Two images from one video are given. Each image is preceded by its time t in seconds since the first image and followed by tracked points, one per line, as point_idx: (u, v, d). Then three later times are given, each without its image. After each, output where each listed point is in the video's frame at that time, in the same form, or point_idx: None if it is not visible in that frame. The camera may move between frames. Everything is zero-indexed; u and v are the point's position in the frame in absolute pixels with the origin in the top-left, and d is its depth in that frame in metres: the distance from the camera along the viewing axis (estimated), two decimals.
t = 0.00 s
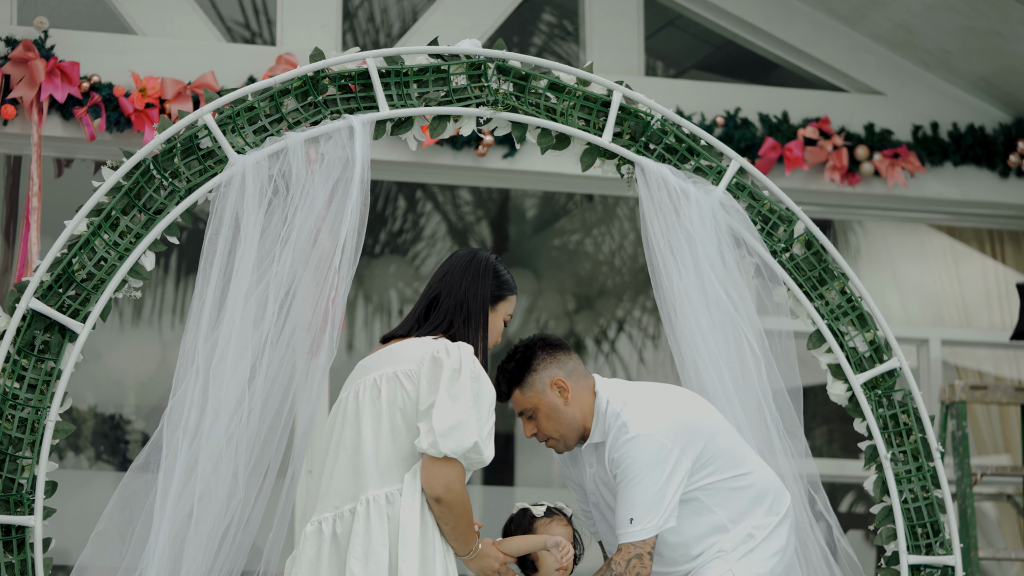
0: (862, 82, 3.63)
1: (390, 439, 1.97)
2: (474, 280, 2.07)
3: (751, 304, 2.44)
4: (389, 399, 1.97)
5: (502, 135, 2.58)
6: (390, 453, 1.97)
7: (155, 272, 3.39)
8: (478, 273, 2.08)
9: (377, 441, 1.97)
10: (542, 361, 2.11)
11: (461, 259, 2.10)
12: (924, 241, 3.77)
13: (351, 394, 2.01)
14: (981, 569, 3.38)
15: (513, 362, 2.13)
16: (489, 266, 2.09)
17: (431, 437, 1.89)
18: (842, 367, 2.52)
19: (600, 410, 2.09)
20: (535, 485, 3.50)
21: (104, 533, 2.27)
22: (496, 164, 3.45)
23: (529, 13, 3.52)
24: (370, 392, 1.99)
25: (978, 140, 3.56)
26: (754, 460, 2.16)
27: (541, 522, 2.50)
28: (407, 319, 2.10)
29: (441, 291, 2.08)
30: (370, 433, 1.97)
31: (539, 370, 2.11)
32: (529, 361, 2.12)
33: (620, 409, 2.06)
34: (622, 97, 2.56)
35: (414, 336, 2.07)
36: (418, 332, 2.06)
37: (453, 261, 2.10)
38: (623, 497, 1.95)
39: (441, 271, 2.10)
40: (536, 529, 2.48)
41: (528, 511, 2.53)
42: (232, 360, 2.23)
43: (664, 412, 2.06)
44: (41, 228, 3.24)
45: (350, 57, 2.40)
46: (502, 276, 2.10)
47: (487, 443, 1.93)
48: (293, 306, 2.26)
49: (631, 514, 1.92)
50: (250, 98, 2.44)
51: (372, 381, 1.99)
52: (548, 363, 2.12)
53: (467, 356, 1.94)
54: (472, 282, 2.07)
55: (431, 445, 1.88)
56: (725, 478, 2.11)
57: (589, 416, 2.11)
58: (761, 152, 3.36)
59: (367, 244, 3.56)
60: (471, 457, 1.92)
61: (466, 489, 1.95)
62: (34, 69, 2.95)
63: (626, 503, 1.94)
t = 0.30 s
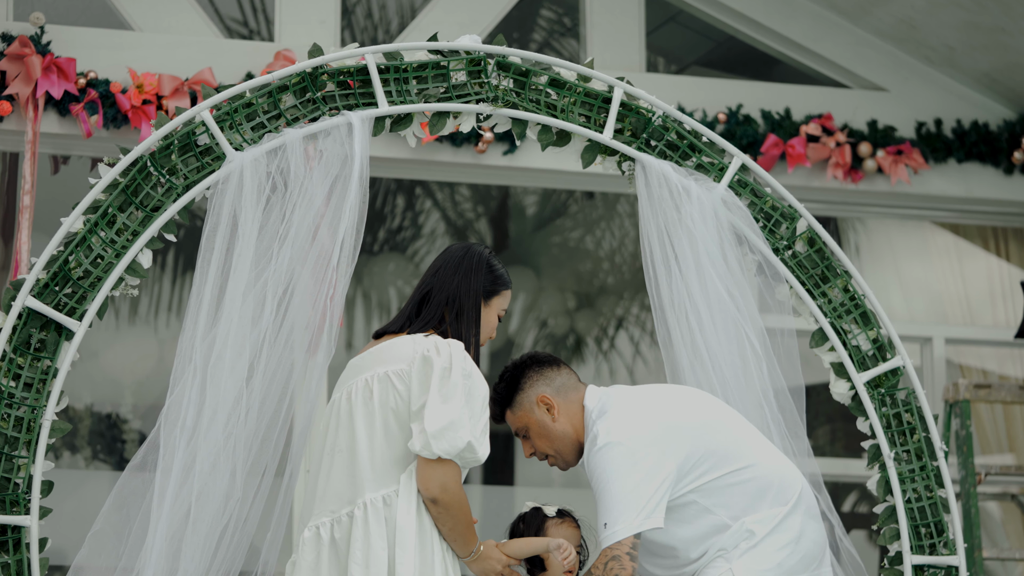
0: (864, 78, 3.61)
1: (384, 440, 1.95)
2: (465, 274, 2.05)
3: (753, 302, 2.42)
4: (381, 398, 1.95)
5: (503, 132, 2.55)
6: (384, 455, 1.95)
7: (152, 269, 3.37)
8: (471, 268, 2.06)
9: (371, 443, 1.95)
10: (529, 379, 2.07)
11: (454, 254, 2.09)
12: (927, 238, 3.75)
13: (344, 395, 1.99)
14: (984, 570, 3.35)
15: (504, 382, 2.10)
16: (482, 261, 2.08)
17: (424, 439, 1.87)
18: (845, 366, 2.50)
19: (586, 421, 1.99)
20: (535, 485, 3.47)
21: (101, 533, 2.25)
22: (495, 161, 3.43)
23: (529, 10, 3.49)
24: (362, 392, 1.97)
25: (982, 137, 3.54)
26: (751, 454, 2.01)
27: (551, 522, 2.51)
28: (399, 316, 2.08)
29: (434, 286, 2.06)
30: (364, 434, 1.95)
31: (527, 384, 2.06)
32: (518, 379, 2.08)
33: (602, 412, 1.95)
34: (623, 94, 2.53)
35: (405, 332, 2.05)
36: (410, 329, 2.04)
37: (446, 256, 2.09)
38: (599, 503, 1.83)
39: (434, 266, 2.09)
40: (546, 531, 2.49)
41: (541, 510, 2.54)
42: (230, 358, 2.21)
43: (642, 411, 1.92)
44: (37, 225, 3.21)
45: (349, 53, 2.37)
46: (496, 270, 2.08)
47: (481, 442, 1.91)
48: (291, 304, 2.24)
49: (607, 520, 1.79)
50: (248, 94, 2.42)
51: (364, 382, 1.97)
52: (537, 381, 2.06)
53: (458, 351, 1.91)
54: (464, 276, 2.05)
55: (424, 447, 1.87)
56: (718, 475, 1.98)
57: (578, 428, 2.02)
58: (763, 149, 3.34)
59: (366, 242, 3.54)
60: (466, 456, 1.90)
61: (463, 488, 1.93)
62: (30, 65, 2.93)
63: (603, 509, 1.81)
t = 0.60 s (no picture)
0: (868, 74, 3.58)
1: (375, 440, 1.94)
2: (455, 270, 2.03)
3: (755, 300, 2.40)
4: (372, 399, 1.94)
5: (503, 128, 2.53)
6: (375, 456, 1.93)
7: (149, 267, 3.34)
8: (461, 263, 2.04)
9: (362, 443, 1.94)
10: (544, 402, 2.09)
11: (445, 250, 2.07)
12: (931, 235, 3.73)
13: (335, 395, 1.98)
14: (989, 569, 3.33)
15: (519, 397, 2.12)
16: (472, 255, 2.05)
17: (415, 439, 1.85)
18: (848, 364, 2.48)
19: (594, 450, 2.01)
20: (535, 484, 3.45)
21: (97, 533, 2.23)
22: (495, 158, 3.39)
23: (529, 5, 3.47)
24: (353, 393, 1.95)
25: (986, 134, 3.52)
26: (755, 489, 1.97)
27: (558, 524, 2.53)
28: (392, 312, 2.07)
29: (424, 282, 2.04)
30: (355, 434, 1.94)
31: (540, 406, 2.09)
32: (532, 400, 2.10)
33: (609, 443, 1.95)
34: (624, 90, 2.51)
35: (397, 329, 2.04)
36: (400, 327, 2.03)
37: (437, 252, 2.07)
38: (581, 528, 1.81)
39: (425, 262, 2.07)
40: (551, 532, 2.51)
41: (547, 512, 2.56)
42: (228, 356, 2.19)
43: (644, 444, 1.91)
44: (33, 223, 3.19)
45: (348, 49, 2.35)
46: (486, 264, 2.06)
47: (473, 441, 1.88)
48: (289, 302, 2.22)
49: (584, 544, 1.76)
50: (246, 90, 2.40)
51: (354, 382, 1.96)
52: (551, 405, 2.09)
53: (448, 349, 1.90)
54: (454, 272, 2.03)
55: (415, 448, 1.84)
56: (721, 512, 1.94)
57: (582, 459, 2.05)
58: (765, 145, 3.32)
59: (365, 239, 3.51)
60: (458, 456, 1.88)
61: (457, 488, 1.91)
62: (26, 61, 2.89)
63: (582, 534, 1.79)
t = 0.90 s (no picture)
0: (871, 70, 3.56)
1: (367, 439, 1.91)
2: (443, 266, 2.00)
3: (757, 297, 2.38)
4: (362, 398, 1.91)
5: (502, 125, 2.51)
6: (366, 456, 1.91)
7: (146, 264, 3.32)
8: (448, 259, 2.01)
9: (354, 442, 1.91)
10: (580, 411, 2.15)
11: (433, 246, 2.04)
12: (934, 233, 3.70)
13: (327, 396, 1.96)
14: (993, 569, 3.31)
15: (558, 393, 2.17)
16: (461, 249, 2.03)
17: (411, 439, 1.82)
18: (851, 362, 2.45)
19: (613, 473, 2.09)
20: (535, 484, 3.43)
21: (94, 534, 2.20)
22: (495, 154, 3.37)
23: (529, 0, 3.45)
24: (343, 393, 1.93)
25: (991, 130, 3.49)
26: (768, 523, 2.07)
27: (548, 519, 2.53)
28: (383, 311, 2.06)
29: (412, 279, 2.02)
30: (346, 434, 1.91)
31: (574, 416, 2.15)
32: (569, 404, 2.16)
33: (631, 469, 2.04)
34: (626, 86, 2.49)
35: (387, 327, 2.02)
36: (391, 325, 2.01)
37: (426, 248, 2.04)
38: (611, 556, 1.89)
39: (414, 259, 2.05)
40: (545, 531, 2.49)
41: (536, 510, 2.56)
42: (225, 354, 2.16)
43: (671, 478, 1.99)
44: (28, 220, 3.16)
45: (346, 44, 2.33)
46: (475, 259, 2.03)
47: (470, 437, 1.86)
48: (287, 300, 2.20)
49: None
50: (243, 86, 2.38)
51: (345, 382, 1.94)
52: (584, 416, 2.15)
53: (437, 345, 1.88)
54: (441, 268, 2.00)
55: (412, 447, 1.82)
56: (739, 549, 2.04)
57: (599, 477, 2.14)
58: (767, 142, 3.30)
59: (363, 237, 3.49)
60: (455, 452, 1.86)
61: (457, 487, 1.89)
62: (22, 56, 2.87)
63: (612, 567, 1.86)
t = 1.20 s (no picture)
0: (874, 65, 3.53)
1: (369, 435, 1.88)
2: (434, 256, 1.98)
3: (759, 295, 2.36)
4: (363, 393, 1.89)
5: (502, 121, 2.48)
6: (368, 454, 1.88)
7: (142, 261, 3.29)
8: (440, 249, 1.99)
9: (355, 439, 1.89)
10: (610, 388, 2.16)
11: (426, 238, 2.02)
12: (938, 229, 3.68)
13: (325, 393, 1.94)
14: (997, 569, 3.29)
15: (584, 369, 2.18)
16: (454, 240, 2.01)
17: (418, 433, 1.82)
18: (854, 361, 2.43)
19: (642, 450, 2.11)
20: (535, 482, 3.41)
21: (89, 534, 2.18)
22: (494, 151, 3.36)
23: None
24: (343, 388, 1.91)
25: (996, 126, 3.46)
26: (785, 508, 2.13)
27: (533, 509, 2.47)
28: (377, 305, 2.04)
29: (405, 272, 2.00)
30: (346, 431, 1.89)
31: (604, 393, 2.15)
32: (599, 380, 2.17)
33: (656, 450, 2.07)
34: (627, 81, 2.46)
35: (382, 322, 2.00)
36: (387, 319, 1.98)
37: (418, 241, 2.02)
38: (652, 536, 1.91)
39: (407, 252, 2.03)
40: (529, 519, 2.45)
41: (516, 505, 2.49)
42: (223, 353, 2.14)
43: (697, 460, 2.03)
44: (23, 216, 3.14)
45: (344, 40, 2.30)
46: (466, 248, 2.01)
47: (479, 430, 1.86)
48: (285, 298, 2.17)
49: (659, 557, 1.87)
50: (240, 82, 2.35)
51: (344, 377, 1.92)
52: (614, 393, 2.16)
53: (437, 339, 1.86)
54: (433, 259, 1.98)
55: (422, 440, 1.81)
56: (760, 530, 2.09)
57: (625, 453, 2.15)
58: (770, 138, 3.27)
59: (362, 234, 3.46)
60: (465, 446, 1.85)
61: (471, 480, 1.88)
62: (17, 51, 2.85)
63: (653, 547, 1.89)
